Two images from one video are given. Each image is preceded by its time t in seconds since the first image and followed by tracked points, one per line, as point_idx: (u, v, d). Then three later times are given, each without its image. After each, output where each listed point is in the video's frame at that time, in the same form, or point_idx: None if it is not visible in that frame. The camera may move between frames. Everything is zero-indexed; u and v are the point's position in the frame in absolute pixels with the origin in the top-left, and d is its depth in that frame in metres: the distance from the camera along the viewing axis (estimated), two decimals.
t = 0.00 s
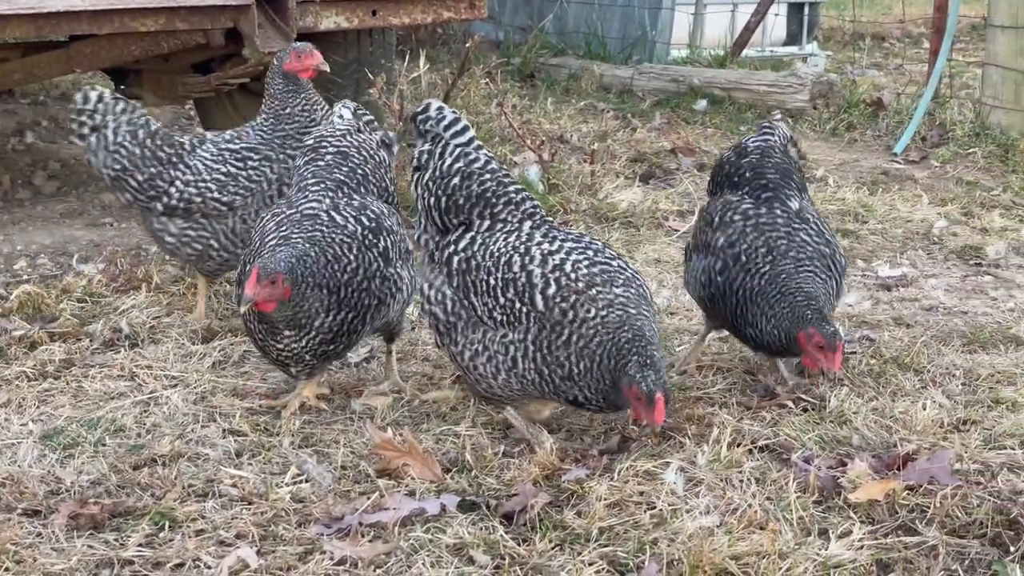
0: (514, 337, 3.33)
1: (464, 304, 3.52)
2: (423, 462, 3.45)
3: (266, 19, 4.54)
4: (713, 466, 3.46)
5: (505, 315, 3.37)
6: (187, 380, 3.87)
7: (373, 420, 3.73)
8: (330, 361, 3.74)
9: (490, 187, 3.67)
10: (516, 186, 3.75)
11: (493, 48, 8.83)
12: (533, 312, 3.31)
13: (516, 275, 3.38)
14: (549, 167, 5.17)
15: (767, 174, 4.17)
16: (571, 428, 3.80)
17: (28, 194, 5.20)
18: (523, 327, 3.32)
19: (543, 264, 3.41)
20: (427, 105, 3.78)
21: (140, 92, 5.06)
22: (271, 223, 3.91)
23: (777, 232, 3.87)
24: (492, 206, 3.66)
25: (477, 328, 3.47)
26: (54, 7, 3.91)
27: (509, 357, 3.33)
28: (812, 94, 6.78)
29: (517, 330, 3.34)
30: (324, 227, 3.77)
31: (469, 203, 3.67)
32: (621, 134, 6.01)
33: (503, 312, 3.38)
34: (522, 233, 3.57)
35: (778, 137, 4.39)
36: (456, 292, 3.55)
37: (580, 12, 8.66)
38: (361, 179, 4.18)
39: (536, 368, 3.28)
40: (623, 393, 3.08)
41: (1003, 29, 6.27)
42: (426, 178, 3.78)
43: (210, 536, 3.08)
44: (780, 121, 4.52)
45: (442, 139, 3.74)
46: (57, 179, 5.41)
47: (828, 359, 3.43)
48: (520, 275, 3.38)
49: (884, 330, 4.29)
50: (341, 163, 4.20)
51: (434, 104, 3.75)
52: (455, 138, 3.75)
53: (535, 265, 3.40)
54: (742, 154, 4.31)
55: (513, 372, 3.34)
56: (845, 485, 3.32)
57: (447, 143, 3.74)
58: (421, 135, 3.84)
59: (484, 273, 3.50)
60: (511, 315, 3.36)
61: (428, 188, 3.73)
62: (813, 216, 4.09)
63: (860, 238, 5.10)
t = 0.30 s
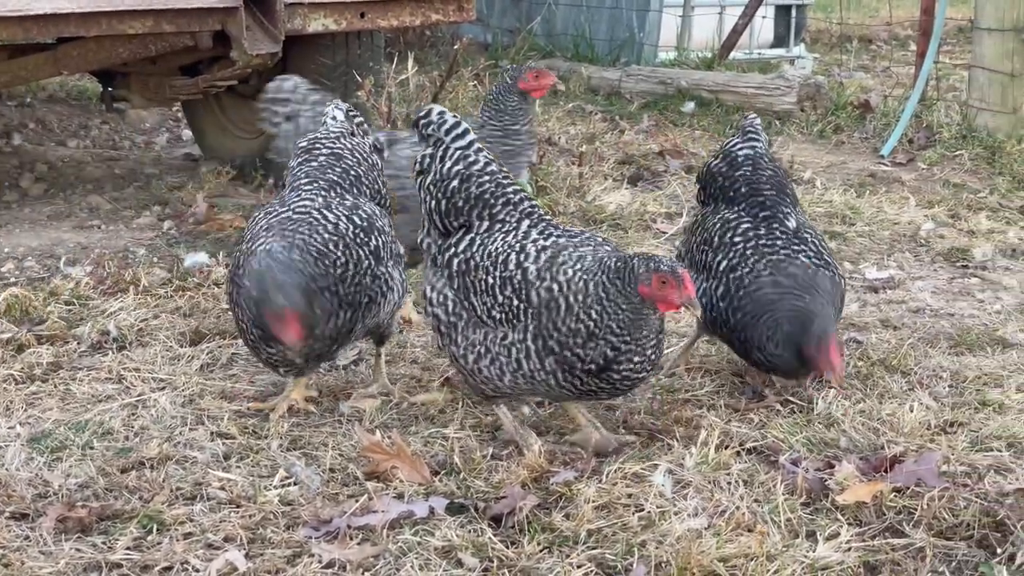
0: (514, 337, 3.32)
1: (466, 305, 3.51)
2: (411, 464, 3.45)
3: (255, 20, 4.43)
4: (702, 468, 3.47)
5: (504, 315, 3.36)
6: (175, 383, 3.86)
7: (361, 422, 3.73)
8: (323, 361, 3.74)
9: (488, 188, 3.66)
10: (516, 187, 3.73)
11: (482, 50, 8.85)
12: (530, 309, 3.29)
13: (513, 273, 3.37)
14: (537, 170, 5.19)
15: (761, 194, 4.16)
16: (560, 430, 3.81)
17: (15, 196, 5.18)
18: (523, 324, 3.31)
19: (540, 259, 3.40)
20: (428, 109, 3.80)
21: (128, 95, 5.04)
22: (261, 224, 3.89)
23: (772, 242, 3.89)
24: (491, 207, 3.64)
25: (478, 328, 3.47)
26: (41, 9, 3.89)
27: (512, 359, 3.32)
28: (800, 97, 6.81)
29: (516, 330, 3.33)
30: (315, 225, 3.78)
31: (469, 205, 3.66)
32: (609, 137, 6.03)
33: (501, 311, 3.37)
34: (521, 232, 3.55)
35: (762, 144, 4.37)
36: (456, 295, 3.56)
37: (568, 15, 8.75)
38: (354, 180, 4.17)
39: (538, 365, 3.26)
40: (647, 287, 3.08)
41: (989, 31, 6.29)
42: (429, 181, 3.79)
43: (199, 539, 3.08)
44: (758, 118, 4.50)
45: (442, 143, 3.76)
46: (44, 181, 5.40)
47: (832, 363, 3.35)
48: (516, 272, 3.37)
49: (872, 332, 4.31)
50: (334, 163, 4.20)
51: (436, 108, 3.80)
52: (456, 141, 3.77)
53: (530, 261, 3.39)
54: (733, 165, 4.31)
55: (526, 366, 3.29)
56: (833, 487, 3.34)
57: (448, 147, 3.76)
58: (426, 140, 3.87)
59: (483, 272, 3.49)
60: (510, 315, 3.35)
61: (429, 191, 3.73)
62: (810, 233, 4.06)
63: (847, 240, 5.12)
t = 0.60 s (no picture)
0: (515, 333, 3.32)
1: (467, 299, 3.49)
2: (398, 466, 3.45)
3: (241, 23, 4.43)
4: (688, 470, 3.48)
5: (505, 309, 3.36)
6: (161, 385, 3.85)
7: (348, 425, 3.73)
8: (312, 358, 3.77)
9: (491, 183, 3.63)
10: (518, 183, 3.70)
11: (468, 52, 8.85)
12: (532, 304, 3.30)
13: (516, 268, 3.37)
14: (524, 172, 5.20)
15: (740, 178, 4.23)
16: (547, 432, 3.81)
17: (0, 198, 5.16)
18: (523, 321, 3.32)
19: (541, 254, 3.40)
20: (428, 105, 3.77)
21: (113, 97, 5.03)
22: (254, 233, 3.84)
23: (752, 218, 3.92)
24: (493, 202, 3.62)
25: (478, 322, 3.46)
26: (27, 11, 3.88)
27: (512, 354, 3.32)
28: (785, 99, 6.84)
29: (517, 325, 3.33)
30: (309, 249, 3.72)
31: (471, 199, 3.63)
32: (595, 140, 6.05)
33: (503, 305, 3.37)
34: (522, 227, 3.54)
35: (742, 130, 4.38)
36: (456, 289, 3.54)
37: (555, 17, 8.78)
38: (339, 182, 4.19)
39: (538, 362, 3.27)
40: (635, 284, 3.08)
41: (974, 34, 6.34)
42: (428, 175, 3.76)
43: (185, 542, 3.07)
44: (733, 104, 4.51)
45: (444, 137, 3.72)
46: (29, 184, 5.38)
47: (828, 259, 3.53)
48: (519, 268, 3.37)
49: (857, 334, 4.33)
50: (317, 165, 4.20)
51: (436, 104, 3.75)
52: (457, 136, 3.73)
53: (532, 258, 3.39)
54: (713, 156, 4.34)
55: (523, 364, 3.31)
56: (819, 489, 3.35)
57: (449, 141, 3.72)
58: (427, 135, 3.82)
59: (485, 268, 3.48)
60: (512, 309, 3.35)
61: (430, 184, 3.70)
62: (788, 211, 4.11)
63: (833, 241, 5.14)
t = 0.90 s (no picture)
0: (496, 325, 3.28)
1: (444, 298, 3.47)
2: (380, 471, 3.43)
3: (223, 26, 4.41)
4: (670, 474, 3.48)
5: (484, 302, 3.33)
6: (143, 390, 3.84)
7: (329, 430, 3.72)
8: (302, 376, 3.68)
9: (461, 182, 3.67)
10: (489, 181, 3.74)
11: (452, 55, 8.87)
12: (511, 292, 3.27)
13: (489, 259, 3.35)
14: (508, 175, 5.20)
15: (721, 167, 4.31)
16: (529, 436, 3.82)
17: None
18: (503, 312, 3.28)
19: (516, 242, 3.39)
20: (407, 109, 3.85)
21: (96, 100, 5.02)
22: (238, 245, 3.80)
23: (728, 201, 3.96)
24: (464, 200, 3.64)
25: (457, 321, 3.42)
26: (8, 15, 3.87)
27: (496, 347, 3.27)
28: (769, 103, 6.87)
29: (498, 317, 3.29)
30: (293, 255, 3.70)
31: (442, 200, 3.66)
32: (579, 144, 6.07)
33: (481, 298, 3.34)
34: (494, 222, 3.53)
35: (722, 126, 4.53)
36: (433, 291, 3.52)
37: (539, 21, 8.76)
38: (322, 188, 4.19)
39: (525, 347, 3.21)
40: (622, 216, 3.11)
41: (956, 38, 6.34)
42: (403, 179, 3.80)
43: (165, 548, 3.06)
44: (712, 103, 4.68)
45: (419, 139, 3.78)
46: (12, 187, 5.36)
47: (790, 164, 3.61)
48: (493, 258, 3.35)
49: (840, 337, 4.35)
50: (302, 171, 4.19)
51: (414, 105, 3.83)
52: (432, 138, 3.79)
53: (506, 247, 3.37)
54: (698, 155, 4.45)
55: (510, 354, 3.24)
56: (800, 492, 3.35)
57: (424, 143, 3.78)
58: (403, 140, 3.89)
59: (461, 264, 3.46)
60: (490, 302, 3.31)
61: (404, 188, 3.74)
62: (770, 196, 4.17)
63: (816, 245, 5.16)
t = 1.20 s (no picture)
0: (473, 322, 3.27)
1: (420, 300, 3.47)
2: (359, 475, 3.42)
3: (204, 28, 4.41)
4: (649, 476, 3.48)
5: (458, 299, 3.32)
6: (122, 394, 3.83)
7: (308, 434, 3.72)
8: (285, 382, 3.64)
9: (432, 186, 3.71)
10: (461, 184, 3.77)
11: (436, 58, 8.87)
12: (485, 287, 3.26)
13: (461, 256, 3.35)
14: (490, 178, 5.21)
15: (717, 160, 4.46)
16: (509, 439, 3.82)
17: None
18: (479, 307, 3.27)
19: (488, 238, 3.39)
20: (382, 116, 3.90)
21: (76, 103, 5.00)
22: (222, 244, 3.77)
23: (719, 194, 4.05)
24: (436, 204, 3.67)
25: (433, 322, 3.41)
26: None
27: (475, 344, 3.25)
28: (752, 105, 6.89)
29: (473, 313, 3.28)
30: (281, 257, 3.67)
31: (414, 205, 3.69)
32: (561, 147, 6.08)
33: (455, 295, 3.33)
34: (465, 222, 3.55)
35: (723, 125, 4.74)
36: (409, 295, 3.52)
37: (522, 23, 8.77)
38: (304, 189, 4.17)
39: (505, 341, 3.19)
40: (620, 195, 3.15)
41: (938, 39, 6.31)
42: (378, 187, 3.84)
43: (142, 552, 3.04)
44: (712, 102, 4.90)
45: (394, 146, 3.83)
46: None
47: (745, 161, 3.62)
48: (465, 255, 3.35)
49: (821, 340, 4.36)
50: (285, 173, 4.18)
51: (388, 113, 3.89)
52: (407, 144, 3.83)
53: (477, 244, 3.37)
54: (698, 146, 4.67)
55: (491, 349, 3.22)
56: (779, 495, 3.35)
57: (399, 150, 3.83)
58: (377, 146, 3.92)
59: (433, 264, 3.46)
60: (465, 298, 3.30)
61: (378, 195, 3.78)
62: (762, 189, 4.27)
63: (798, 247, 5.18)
